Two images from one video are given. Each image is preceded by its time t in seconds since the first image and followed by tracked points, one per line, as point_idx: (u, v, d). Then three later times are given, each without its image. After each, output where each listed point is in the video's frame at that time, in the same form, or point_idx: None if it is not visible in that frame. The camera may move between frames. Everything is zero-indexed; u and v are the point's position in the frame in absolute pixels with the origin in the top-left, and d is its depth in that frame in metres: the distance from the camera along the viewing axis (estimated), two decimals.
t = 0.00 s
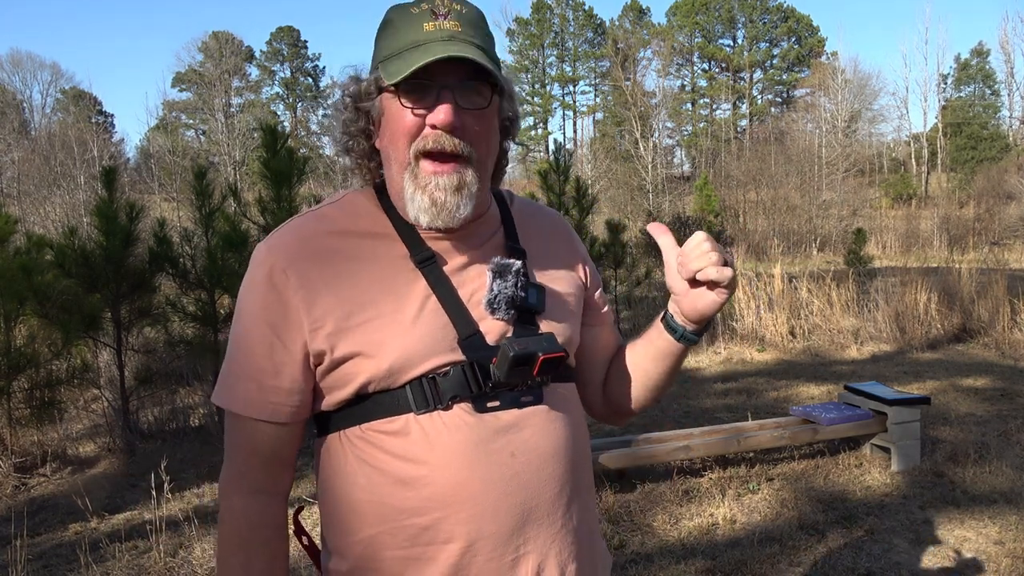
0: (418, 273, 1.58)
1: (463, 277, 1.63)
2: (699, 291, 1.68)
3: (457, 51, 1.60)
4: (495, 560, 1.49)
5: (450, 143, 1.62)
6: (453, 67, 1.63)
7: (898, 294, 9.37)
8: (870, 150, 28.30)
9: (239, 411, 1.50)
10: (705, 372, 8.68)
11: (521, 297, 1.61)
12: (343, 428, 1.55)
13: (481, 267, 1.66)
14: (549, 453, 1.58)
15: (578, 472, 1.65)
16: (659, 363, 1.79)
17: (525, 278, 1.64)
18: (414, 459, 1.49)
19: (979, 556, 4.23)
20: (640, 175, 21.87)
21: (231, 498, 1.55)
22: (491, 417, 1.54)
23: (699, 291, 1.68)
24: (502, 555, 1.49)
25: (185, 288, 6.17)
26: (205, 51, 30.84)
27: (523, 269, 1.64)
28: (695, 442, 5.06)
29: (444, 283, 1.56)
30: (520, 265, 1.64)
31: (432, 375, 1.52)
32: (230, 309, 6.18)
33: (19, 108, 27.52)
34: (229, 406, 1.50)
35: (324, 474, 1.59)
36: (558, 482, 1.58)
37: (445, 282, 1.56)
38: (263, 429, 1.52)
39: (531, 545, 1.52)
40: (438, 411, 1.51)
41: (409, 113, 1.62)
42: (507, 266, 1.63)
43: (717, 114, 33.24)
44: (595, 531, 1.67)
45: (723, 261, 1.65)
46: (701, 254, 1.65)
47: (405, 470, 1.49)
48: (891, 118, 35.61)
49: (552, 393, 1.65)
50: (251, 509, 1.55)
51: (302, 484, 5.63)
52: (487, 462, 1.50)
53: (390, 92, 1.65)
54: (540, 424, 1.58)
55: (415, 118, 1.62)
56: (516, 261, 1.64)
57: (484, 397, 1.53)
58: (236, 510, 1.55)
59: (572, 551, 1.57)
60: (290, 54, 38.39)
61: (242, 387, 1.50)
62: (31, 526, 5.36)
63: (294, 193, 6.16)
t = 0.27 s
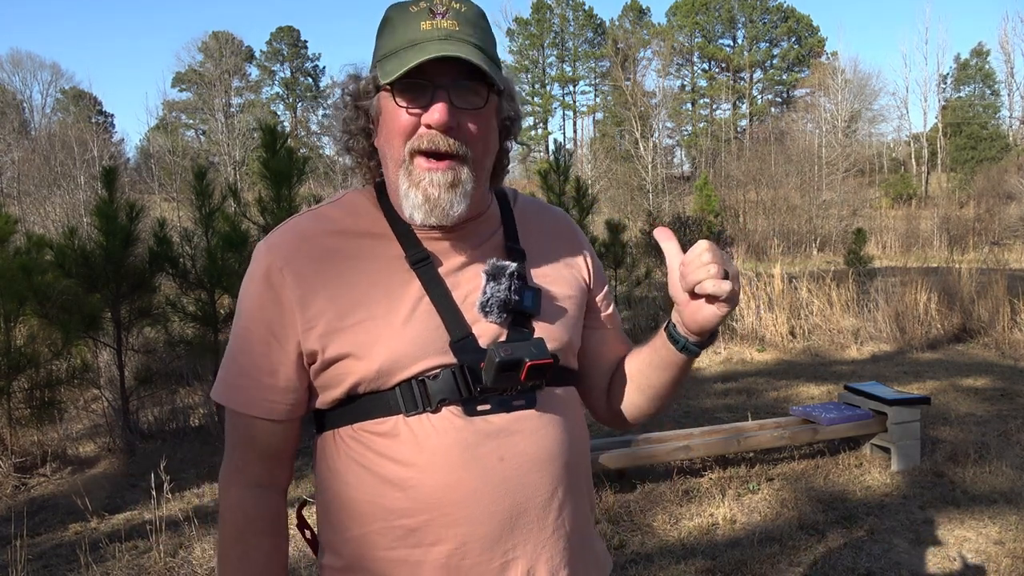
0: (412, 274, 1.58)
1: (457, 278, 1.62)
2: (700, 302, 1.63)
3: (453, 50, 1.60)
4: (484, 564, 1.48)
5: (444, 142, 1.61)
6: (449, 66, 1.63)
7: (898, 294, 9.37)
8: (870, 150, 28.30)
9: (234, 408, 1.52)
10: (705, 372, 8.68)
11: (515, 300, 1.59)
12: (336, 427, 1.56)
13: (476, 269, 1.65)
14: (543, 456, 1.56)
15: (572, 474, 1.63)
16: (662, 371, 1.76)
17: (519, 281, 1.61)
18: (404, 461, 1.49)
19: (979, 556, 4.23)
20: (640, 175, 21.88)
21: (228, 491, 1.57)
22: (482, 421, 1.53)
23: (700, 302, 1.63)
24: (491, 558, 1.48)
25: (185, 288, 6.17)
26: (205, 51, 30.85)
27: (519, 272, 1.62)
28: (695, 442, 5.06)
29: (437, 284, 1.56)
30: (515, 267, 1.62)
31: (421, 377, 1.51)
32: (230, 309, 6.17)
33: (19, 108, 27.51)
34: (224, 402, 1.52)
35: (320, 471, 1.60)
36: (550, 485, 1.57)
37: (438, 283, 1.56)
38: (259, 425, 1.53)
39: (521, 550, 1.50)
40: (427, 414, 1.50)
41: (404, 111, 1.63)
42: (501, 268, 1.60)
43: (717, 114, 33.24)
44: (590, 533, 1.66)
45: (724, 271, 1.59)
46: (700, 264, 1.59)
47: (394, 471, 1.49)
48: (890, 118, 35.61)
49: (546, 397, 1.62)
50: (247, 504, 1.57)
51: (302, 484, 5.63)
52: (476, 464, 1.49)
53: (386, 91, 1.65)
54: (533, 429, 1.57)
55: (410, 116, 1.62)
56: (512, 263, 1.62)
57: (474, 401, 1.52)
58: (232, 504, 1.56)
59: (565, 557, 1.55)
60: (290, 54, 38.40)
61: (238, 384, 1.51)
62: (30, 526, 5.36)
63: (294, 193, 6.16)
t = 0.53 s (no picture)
0: (411, 275, 1.58)
1: (456, 279, 1.62)
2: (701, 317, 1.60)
3: (454, 51, 1.60)
4: (479, 565, 1.48)
5: (444, 143, 1.61)
6: (450, 66, 1.63)
7: (898, 294, 9.37)
8: (870, 150, 28.29)
9: (234, 405, 1.53)
10: (705, 372, 8.68)
11: (512, 302, 1.59)
12: (335, 427, 1.56)
13: (476, 270, 1.65)
14: (540, 458, 1.56)
15: (570, 476, 1.62)
16: (663, 379, 1.74)
17: (517, 282, 1.61)
18: (401, 461, 1.49)
19: (979, 555, 4.23)
20: (640, 175, 21.87)
21: (227, 489, 1.57)
22: (478, 423, 1.52)
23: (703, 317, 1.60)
24: (487, 559, 1.48)
25: (185, 287, 6.17)
26: (205, 51, 30.86)
27: (518, 274, 1.62)
28: (695, 442, 5.06)
29: (435, 285, 1.55)
30: (514, 270, 1.62)
31: (418, 378, 1.51)
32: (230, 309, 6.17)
33: (19, 108, 27.50)
34: (225, 400, 1.53)
35: (318, 469, 1.60)
36: (547, 487, 1.56)
37: (436, 284, 1.55)
38: (257, 423, 1.54)
39: (517, 551, 1.50)
40: (423, 415, 1.50)
41: (405, 112, 1.63)
42: (499, 270, 1.60)
43: (717, 114, 33.23)
44: (588, 534, 1.65)
45: (725, 288, 1.56)
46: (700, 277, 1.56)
47: (390, 472, 1.49)
48: (890, 118, 35.60)
49: (543, 399, 1.62)
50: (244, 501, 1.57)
51: (302, 483, 5.63)
52: (471, 465, 1.49)
53: (386, 91, 1.65)
54: (531, 431, 1.57)
55: (411, 117, 1.63)
56: (510, 265, 1.62)
57: (470, 403, 1.52)
58: (229, 501, 1.57)
59: (562, 559, 1.55)
60: (290, 54, 38.39)
61: (237, 383, 1.52)
62: (30, 526, 5.36)
63: (294, 193, 6.16)
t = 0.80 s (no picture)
0: (412, 275, 1.58)
1: (457, 280, 1.63)
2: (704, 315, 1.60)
3: (455, 52, 1.60)
4: (478, 566, 1.48)
5: (445, 144, 1.62)
6: (451, 66, 1.63)
7: (898, 294, 9.37)
8: (870, 150, 28.29)
9: (234, 403, 1.53)
10: (705, 373, 8.68)
11: (512, 303, 1.59)
12: (335, 426, 1.56)
13: (477, 271, 1.65)
14: (540, 458, 1.56)
15: (569, 476, 1.62)
16: (665, 379, 1.74)
17: (518, 283, 1.61)
18: (401, 461, 1.49)
19: (979, 555, 4.23)
20: (640, 175, 21.87)
21: (228, 487, 1.57)
22: (477, 423, 1.53)
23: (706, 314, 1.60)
24: (486, 559, 1.48)
25: (185, 288, 6.17)
26: (205, 51, 30.89)
27: (518, 274, 1.62)
28: (695, 442, 5.06)
29: (436, 285, 1.56)
30: (514, 270, 1.62)
31: (418, 378, 1.51)
32: (230, 309, 6.17)
33: (19, 108, 27.51)
34: (225, 397, 1.53)
35: (318, 468, 1.60)
36: (547, 487, 1.56)
37: (437, 285, 1.56)
38: (259, 422, 1.54)
39: (516, 552, 1.50)
40: (423, 415, 1.51)
41: (406, 113, 1.63)
42: (500, 270, 1.60)
43: (717, 114, 33.22)
44: (587, 534, 1.65)
45: (726, 285, 1.56)
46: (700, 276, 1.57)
47: (390, 471, 1.50)
48: (890, 118, 35.60)
49: (543, 399, 1.62)
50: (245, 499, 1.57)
51: (302, 484, 5.63)
52: (470, 466, 1.49)
53: (388, 92, 1.66)
54: (531, 431, 1.57)
55: (412, 118, 1.63)
56: (510, 265, 1.62)
57: (469, 403, 1.52)
58: (231, 500, 1.57)
59: (561, 559, 1.55)
60: (290, 54, 38.40)
61: (238, 382, 1.52)
62: (30, 527, 5.36)
63: (294, 193, 6.16)
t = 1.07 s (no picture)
0: (416, 274, 1.58)
1: (460, 279, 1.63)
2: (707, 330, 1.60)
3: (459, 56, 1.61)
4: (481, 564, 1.48)
5: (454, 148, 1.62)
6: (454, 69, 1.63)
7: (898, 294, 9.37)
8: (870, 150, 28.29)
9: (237, 401, 1.53)
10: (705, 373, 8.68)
11: (517, 302, 1.59)
12: (339, 424, 1.56)
13: (480, 270, 1.65)
14: (543, 456, 1.56)
15: (572, 474, 1.62)
16: (663, 385, 1.74)
17: (521, 283, 1.62)
18: (405, 460, 1.49)
19: (979, 555, 4.23)
20: (640, 175, 21.86)
21: (233, 486, 1.57)
22: (481, 421, 1.53)
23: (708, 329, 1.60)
24: (489, 558, 1.49)
25: (186, 288, 6.17)
26: (205, 51, 30.92)
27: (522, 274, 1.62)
28: (695, 442, 5.06)
29: (440, 284, 1.56)
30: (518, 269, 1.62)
31: (423, 377, 1.51)
32: (230, 309, 6.17)
33: (19, 108, 27.51)
34: (228, 396, 1.53)
35: (322, 468, 1.60)
36: (550, 486, 1.57)
37: (442, 284, 1.56)
38: (264, 421, 1.54)
39: (519, 551, 1.50)
40: (427, 413, 1.51)
41: (413, 118, 1.63)
42: (504, 269, 1.60)
43: (717, 114, 33.22)
44: (589, 533, 1.66)
45: (731, 301, 1.56)
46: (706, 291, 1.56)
47: (394, 469, 1.50)
48: (890, 118, 35.60)
49: (546, 398, 1.62)
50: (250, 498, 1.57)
51: (302, 484, 5.63)
52: (473, 465, 1.50)
53: (393, 96, 1.66)
54: (534, 430, 1.57)
55: (419, 123, 1.62)
56: (514, 264, 1.62)
57: (474, 402, 1.52)
58: (235, 499, 1.57)
59: (564, 558, 1.55)
60: (290, 54, 38.40)
61: (241, 381, 1.52)
62: (30, 526, 5.36)
63: (294, 193, 6.16)
